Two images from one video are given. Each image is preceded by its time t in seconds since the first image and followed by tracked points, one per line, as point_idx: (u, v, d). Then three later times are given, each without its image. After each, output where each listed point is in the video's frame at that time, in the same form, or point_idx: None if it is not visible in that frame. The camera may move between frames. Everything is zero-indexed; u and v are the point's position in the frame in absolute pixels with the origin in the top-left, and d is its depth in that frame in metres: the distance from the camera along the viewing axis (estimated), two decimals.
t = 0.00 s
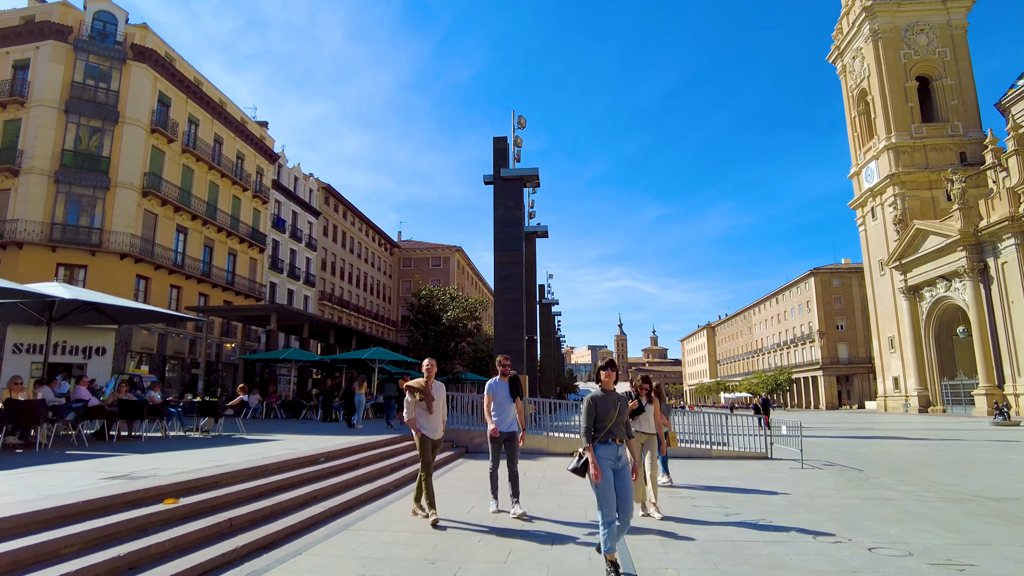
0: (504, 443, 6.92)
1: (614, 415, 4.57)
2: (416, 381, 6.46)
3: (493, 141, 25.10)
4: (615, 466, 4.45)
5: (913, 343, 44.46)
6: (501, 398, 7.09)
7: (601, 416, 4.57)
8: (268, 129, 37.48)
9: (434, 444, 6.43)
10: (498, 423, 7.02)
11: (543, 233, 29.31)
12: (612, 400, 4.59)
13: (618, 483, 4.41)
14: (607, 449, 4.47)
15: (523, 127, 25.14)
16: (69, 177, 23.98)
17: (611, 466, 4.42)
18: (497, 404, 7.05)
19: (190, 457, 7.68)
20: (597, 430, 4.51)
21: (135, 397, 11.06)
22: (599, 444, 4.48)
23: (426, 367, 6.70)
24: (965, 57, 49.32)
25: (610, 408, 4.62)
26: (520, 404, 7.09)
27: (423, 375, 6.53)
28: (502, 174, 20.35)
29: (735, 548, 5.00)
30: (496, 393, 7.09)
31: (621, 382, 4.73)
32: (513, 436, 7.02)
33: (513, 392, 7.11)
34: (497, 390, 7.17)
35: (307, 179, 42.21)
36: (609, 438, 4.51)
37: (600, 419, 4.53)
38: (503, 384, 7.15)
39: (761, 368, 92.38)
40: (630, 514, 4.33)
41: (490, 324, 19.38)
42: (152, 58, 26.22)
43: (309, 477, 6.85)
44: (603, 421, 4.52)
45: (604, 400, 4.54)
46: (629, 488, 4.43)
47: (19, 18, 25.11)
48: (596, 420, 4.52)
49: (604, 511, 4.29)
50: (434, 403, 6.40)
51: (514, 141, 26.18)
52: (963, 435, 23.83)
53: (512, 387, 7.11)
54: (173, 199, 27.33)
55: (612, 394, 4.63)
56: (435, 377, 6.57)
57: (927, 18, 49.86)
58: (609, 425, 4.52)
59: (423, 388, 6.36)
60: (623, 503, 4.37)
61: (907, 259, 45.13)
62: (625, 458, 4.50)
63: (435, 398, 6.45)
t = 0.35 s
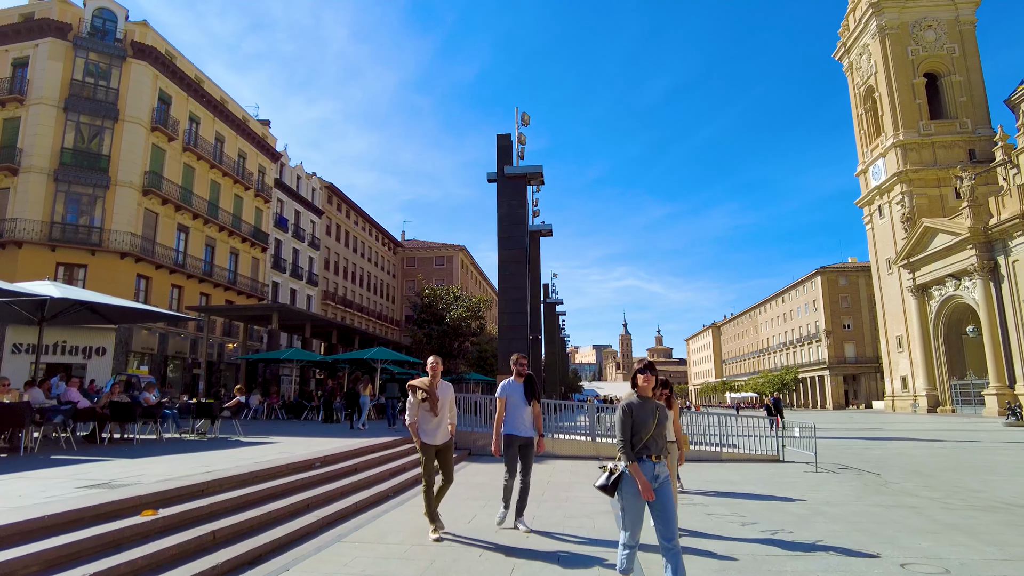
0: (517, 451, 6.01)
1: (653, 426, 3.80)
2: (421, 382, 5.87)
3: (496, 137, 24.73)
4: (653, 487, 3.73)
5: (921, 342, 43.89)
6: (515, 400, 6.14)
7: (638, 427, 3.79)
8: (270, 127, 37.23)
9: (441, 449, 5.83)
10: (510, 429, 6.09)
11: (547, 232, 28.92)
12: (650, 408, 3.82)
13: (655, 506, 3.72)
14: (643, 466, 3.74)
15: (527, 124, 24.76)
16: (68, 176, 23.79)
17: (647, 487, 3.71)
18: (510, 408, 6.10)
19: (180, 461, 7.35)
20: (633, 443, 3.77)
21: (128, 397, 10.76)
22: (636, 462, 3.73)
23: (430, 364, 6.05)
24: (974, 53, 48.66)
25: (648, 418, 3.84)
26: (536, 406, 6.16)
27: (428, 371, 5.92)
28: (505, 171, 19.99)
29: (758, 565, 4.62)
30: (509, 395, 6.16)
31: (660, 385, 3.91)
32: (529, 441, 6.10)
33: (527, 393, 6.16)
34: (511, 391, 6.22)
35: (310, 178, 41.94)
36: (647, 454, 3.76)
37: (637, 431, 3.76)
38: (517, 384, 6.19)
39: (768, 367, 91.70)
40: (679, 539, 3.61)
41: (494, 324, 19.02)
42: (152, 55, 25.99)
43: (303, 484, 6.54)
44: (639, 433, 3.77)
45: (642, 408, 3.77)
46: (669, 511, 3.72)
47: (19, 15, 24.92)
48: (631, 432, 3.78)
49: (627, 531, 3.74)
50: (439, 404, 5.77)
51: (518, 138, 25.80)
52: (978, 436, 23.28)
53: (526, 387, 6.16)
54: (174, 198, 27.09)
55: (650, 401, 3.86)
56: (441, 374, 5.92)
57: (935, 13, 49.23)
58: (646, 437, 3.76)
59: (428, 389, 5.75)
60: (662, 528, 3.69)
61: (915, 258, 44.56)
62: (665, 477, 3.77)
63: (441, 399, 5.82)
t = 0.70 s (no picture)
0: (540, 454, 5.26)
1: (724, 419, 3.34)
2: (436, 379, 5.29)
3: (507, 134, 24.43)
4: (729, 491, 3.24)
5: (939, 340, 42.93)
6: (540, 397, 5.39)
7: (708, 422, 3.32)
8: (280, 126, 37.16)
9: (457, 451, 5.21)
10: (534, 429, 5.32)
11: (559, 230, 28.58)
12: (719, 399, 3.36)
13: (732, 513, 3.24)
14: (714, 468, 3.27)
15: (538, 120, 24.41)
16: (78, 175, 23.77)
17: (722, 492, 3.23)
18: (534, 406, 5.35)
19: (182, 461, 7.08)
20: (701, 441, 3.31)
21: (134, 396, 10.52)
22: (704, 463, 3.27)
23: (451, 360, 5.49)
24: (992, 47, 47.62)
25: (718, 412, 3.38)
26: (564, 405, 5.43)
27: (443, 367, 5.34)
28: (517, 168, 19.67)
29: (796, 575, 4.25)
30: (532, 393, 5.43)
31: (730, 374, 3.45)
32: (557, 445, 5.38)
33: (553, 389, 5.42)
34: (534, 389, 5.50)
35: (320, 177, 41.81)
36: (716, 454, 3.29)
37: (704, 427, 3.31)
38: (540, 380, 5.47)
39: (781, 367, 90.60)
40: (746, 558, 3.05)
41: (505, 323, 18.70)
42: (162, 53, 25.96)
43: (308, 484, 6.24)
44: (707, 428, 3.32)
45: (709, 398, 3.33)
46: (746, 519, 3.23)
47: (30, 14, 24.96)
48: (699, 427, 3.32)
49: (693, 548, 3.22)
50: (453, 402, 5.19)
51: (529, 135, 25.44)
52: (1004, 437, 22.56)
53: (552, 382, 5.43)
54: (184, 196, 27.02)
55: (720, 392, 3.39)
56: (459, 371, 5.37)
57: (952, 7, 48.26)
58: (718, 435, 3.30)
59: (442, 385, 5.16)
60: (745, 538, 3.22)
61: (933, 255, 43.64)
62: (739, 481, 3.29)
63: (457, 396, 5.24)
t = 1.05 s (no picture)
0: (563, 465, 4.79)
1: (818, 437, 2.75)
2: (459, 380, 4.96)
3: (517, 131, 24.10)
4: (823, 521, 2.72)
5: (956, 340, 42.12)
6: (566, 399, 4.95)
7: (799, 438, 2.72)
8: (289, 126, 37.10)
9: (483, 459, 4.84)
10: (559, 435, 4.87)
11: (569, 228, 28.21)
12: (813, 411, 2.76)
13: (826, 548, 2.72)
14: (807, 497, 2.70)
15: (548, 117, 24.05)
16: (87, 174, 23.71)
17: (817, 525, 2.68)
18: (559, 409, 4.92)
19: (180, 464, 6.81)
20: (792, 464, 2.72)
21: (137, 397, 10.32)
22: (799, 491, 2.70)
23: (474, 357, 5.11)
24: (1011, 41, 46.62)
25: (809, 427, 2.77)
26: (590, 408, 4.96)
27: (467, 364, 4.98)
28: (527, 166, 19.32)
29: None
30: (558, 393, 4.97)
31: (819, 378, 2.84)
32: (588, 451, 4.90)
33: (581, 391, 5.00)
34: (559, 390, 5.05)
35: (330, 177, 41.73)
36: (812, 481, 2.72)
37: (798, 447, 2.72)
38: (565, 380, 5.03)
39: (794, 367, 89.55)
40: None
41: (515, 322, 18.37)
42: (171, 52, 25.90)
43: (311, 489, 5.97)
44: (799, 448, 2.72)
45: (802, 408, 2.73)
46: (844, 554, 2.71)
47: (40, 14, 24.99)
48: (789, 447, 2.73)
49: None
50: (477, 404, 4.84)
51: (539, 132, 25.10)
52: None
53: (579, 384, 5.00)
54: (193, 196, 26.95)
55: (811, 400, 2.79)
56: (483, 370, 4.97)
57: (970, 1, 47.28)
58: (812, 455, 2.71)
59: (464, 384, 4.84)
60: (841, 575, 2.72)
61: (949, 253, 42.78)
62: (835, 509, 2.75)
63: (480, 398, 4.89)
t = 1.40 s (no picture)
0: (585, 479, 4.19)
1: (942, 444, 2.24)
2: (469, 376, 4.19)
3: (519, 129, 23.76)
4: (956, 553, 2.20)
5: (962, 339, 41.66)
6: (592, 404, 4.28)
7: (921, 445, 2.22)
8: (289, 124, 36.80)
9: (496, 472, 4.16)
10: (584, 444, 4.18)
11: (572, 227, 27.86)
12: (932, 412, 2.27)
13: None
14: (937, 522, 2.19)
15: (550, 113, 23.70)
16: (84, 173, 23.44)
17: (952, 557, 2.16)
18: (584, 415, 4.23)
19: (165, 470, 6.49)
20: (916, 478, 2.22)
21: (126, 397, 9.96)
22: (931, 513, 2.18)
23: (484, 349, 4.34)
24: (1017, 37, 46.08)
25: (931, 434, 2.26)
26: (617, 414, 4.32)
27: (478, 360, 4.24)
28: (528, 163, 18.96)
29: None
30: (584, 395, 4.27)
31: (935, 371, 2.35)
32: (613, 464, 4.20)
33: (609, 395, 4.32)
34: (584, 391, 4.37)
35: (330, 176, 41.45)
36: (942, 500, 2.21)
37: (924, 455, 2.21)
38: (592, 381, 4.33)
39: (797, 367, 89.03)
40: None
41: (517, 322, 18.03)
42: (169, 49, 25.63)
43: (299, 498, 5.63)
44: (920, 459, 2.22)
45: (924, 410, 2.24)
46: None
47: (36, 11, 24.72)
48: (914, 457, 2.22)
49: None
50: (493, 408, 4.14)
51: (541, 129, 24.75)
52: None
53: (608, 388, 4.32)
54: (191, 195, 26.67)
55: (928, 401, 2.30)
56: (496, 368, 4.23)
57: None
58: (940, 467, 2.21)
59: (480, 387, 4.07)
60: None
61: (955, 252, 42.25)
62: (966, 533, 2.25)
63: (496, 401, 4.19)
